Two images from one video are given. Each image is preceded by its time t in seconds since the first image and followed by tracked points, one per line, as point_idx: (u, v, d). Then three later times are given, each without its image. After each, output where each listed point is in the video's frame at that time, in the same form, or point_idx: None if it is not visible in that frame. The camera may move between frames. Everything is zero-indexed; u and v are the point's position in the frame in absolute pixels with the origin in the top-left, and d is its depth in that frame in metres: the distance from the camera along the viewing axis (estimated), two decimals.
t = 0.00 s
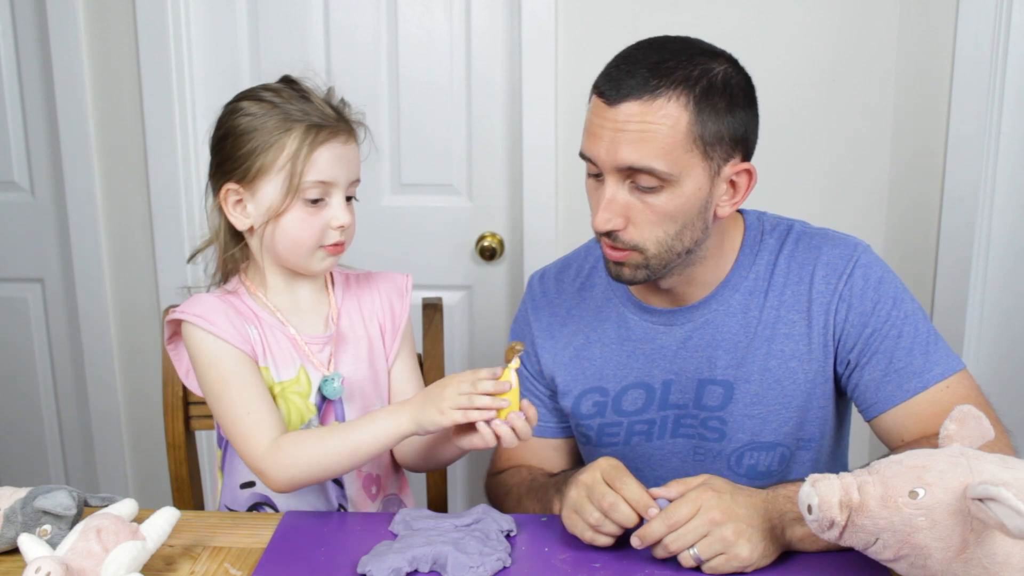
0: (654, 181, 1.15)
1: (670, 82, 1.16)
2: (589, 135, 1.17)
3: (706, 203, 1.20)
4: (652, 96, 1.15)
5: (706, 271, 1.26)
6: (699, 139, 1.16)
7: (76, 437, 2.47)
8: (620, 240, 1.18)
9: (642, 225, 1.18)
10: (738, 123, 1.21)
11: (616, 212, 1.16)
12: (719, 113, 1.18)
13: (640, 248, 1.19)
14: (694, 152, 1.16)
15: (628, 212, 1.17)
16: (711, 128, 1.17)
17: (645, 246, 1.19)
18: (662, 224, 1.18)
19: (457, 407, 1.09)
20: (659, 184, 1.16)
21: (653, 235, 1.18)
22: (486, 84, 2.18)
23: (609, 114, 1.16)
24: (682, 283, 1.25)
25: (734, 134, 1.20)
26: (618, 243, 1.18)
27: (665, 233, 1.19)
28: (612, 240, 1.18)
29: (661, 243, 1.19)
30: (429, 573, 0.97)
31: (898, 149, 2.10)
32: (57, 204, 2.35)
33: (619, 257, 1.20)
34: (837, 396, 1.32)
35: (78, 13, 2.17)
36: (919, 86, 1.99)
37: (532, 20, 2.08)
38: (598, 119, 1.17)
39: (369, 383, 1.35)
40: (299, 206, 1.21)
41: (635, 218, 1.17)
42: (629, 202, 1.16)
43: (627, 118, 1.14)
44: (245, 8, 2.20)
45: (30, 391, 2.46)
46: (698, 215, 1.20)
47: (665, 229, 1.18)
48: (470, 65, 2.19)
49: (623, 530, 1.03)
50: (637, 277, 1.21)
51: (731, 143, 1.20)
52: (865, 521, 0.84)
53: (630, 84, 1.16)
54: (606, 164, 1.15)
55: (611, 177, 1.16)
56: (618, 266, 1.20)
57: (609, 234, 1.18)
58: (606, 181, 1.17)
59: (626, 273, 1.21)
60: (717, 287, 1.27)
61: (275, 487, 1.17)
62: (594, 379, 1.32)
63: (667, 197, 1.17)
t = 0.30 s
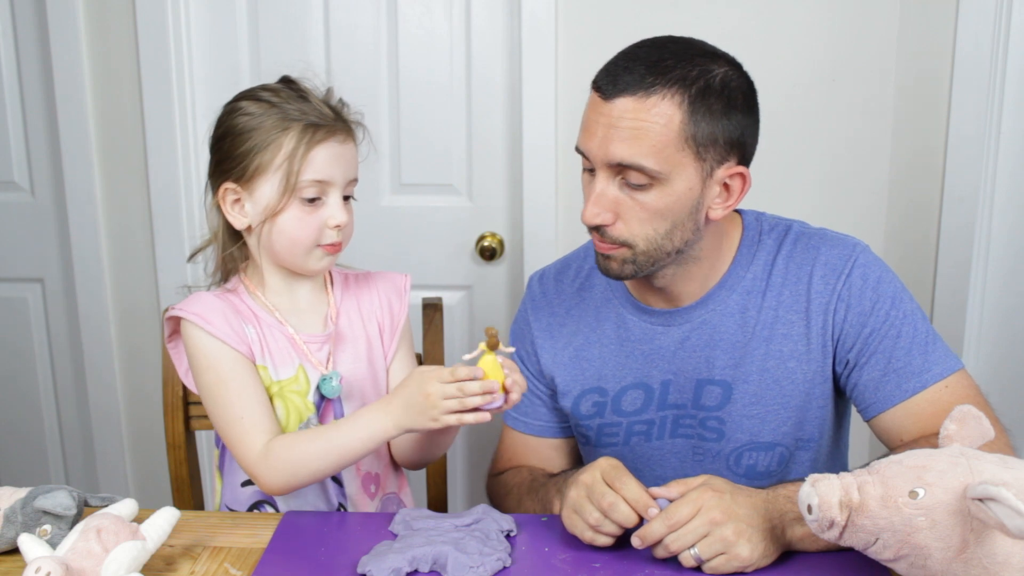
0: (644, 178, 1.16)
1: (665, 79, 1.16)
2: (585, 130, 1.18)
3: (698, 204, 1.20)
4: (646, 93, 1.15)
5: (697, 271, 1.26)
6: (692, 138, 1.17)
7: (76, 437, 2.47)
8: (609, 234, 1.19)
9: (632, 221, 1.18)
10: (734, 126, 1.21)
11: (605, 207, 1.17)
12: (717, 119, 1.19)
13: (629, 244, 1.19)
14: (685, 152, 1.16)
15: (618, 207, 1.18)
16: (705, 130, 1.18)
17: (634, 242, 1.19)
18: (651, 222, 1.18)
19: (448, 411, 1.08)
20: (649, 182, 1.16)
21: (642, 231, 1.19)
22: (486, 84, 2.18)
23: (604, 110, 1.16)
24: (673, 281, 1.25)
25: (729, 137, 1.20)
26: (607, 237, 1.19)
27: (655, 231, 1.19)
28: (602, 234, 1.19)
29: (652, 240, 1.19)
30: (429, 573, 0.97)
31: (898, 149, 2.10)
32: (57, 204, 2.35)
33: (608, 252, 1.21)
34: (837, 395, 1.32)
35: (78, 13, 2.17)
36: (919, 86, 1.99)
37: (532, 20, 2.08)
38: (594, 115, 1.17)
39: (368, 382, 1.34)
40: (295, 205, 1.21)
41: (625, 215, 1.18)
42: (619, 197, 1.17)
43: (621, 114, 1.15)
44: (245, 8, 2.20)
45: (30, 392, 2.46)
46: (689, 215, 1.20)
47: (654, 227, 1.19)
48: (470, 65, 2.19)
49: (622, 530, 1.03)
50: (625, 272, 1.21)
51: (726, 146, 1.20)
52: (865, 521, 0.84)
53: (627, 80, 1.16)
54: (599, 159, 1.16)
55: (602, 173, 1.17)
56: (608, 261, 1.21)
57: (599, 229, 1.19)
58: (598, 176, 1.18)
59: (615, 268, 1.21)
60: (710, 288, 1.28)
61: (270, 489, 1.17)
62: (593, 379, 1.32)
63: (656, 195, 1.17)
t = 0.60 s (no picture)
0: (583, 156, 1.21)
1: (636, 73, 1.18)
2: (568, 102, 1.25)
3: (630, 201, 1.22)
4: (609, 79, 1.19)
5: (645, 262, 1.28)
6: (633, 137, 1.18)
7: (76, 437, 2.47)
8: (556, 199, 1.27)
9: (572, 194, 1.25)
10: (694, 138, 1.17)
11: (553, 173, 1.25)
12: (706, 131, 1.17)
13: (566, 213, 1.26)
14: (623, 145, 1.19)
15: (564, 176, 1.25)
16: (651, 130, 1.17)
17: (571, 213, 1.26)
18: (586, 200, 1.24)
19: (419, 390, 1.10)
20: (586, 161, 1.22)
21: (578, 207, 1.25)
22: (486, 84, 2.18)
23: (581, 84, 1.23)
24: (625, 263, 1.29)
25: (682, 150, 1.18)
26: (556, 202, 1.27)
27: (589, 210, 1.24)
28: (552, 197, 1.28)
29: (585, 219, 1.25)
30: (429, 573, 0.97)
31: (898, 149, 2.10)
32: (57, 204, 2.35)
33: (557, 214, 1.29)
34: (819, 405, 1.30)
35: (78, 13, 2.17)
36: (919, 87, 1.99)
37: (532, 20, 2.08)
38: (574, 89, 1.24)
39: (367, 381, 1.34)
40: (293, 205, 1.21)
41: (568, 185, 1.25)
42: (566, 168, 1.24)
43: (583, 89, 1.21)
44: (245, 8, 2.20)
45: (30, 391, 2.46)
46: (621, 207, 1.23)
47: (589, 207, 1.24)
48: (470, 65, 2.19)
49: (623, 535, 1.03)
50: (568, 238, 1.28)
51: (676, 156, 1.18)
52: (865, 521, 0.84)
53: (602, 72, 1.20)
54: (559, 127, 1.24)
55: (562, 141, 1.25)
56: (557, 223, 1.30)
57: (549, 190, 1.28)
58: (559, 144, 1.26)
59: (560, 231, 1.29)
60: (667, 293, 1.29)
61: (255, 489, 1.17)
62: (574, 357, 1.36)
63: (591, 177, 1.22)
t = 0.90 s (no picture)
0: (579, 169, 1.20)
1: (620, 78, 1.18)
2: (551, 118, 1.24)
3: (634, 205, 1.22)
4: (592, 91, 1.18)
5: (648, 268, 1.27)
6: (628, 141, 1.17)
7: (76, 437, 2.47)
8: (555, 216, 1.26)
9: (571, 208, 1.24)
10: (690, 137, 1.19)
11: (549, 190, 1.24)
12: (695, 126, 1.19)
13: (567, 229, 1.25)
14: (618, 152, 1.18)
15: (560, 192, 1.23)
16: (644, 132, 1.17)
17: (572, 228, 1.24)
18: (587, 212, 1.23)
19: (414, 379, 1.10)
20: (582, 173, 1.20)
21: (579, 220, 1.23)
22: (487, 84, 2.18)
23: (560, 100, 1.22)
24: (630, 270, 1.28)
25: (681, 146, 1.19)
26: (553, 218, 1.26)
27: (591, 222, 1.23)
28: (550, 215, 1.26)
29: (586, 231, 1.24)
30: (429, 573, 0.97)
31: (898, 149, 2.10)
32: (57, 204, 2.35)
33: (556, 231, 1.27)
34: (818, 403, 1.30)
35: (78, 13, 2.17)
36: (920, 87, 1.99)
37: (532, 20, 2.08)
38: (555, 105, 1.23)
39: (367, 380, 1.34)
40: (291, 203, 1.21)
41: (566, 201, 1.24)
42: (562, 183, 1.23)
43: (568, 104, 1.20)
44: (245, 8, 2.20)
45: (30, 391, 2.46)
46: (623, 212, 1.22)
47: (590, 218, 1.23)
48: (470, 65, 2.19)
49: (623, 532, 1.03)
50: (569, 253, 1.27)
51: (675, 153, 1.19)
52: (865, 521, 0.84)
53: (592, 75, 1.19)
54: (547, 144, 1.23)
55: (552, 158, 1.23)
56: (557, 240, 1.28)
57: (547, 210, 1.26)
58: (550, 161, 1.24)
59: (561, 248, 1.28)
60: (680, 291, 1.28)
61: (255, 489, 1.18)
62: (569, 363, 1.35)
63: (589, 188, 1.21)
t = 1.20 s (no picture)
0: (632, 182, 1.16)
1: (658, 84, 1.16)
2: (573, 134, 1.18)
3: (687, 207, 1.20)
4: (635, 98, 1.15)
5: (683, 277, 1.25)
6: (680, 144, 1.16)
7: (76, 437, 2.47)
8: (598, 238, 1.19)
9: (621, 225, 1.18)
10: (724, 129, 1.20)
11: (594, 211, 1.17)
12: (729, 117, 1.21)
13: (619, 247, 1.19)
14: (673, 156, 1.16)
15: (607, 211, 1.18)
16: (694, 134, 1.17)
17: (624, 245, 1.19)
18: (640, 225, 1.18)
19: (402, 386, 1.11)
20: (637, 186, 1.16)
21: (632, 235, 1.19)
22: (487, 84, 2.18)
23: (594, 113, 1.16)
24: (663, 282, 1.25)
25: (718, 140, 1.19)
26: (597, 241, 1.19)
27: (645, 234, 1.19)
28: (592, 237, 1.19)
29: (640, 244, 1.19)
30: (429, 573, 0.97)
31: (898, 149, 2.10)
32: (57, 203, 2.35)
33: (597, 252, 1.20)
34: (826, 400, 1.31)
35: (78, 13, 2.17)
36: (920, 87, 1.99)
37: (532, 20, 2.08)
38: (582, 118, 1.18)
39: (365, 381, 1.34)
40: (293, 203, 1.21)
41: (613, 218, 1.18)
42: (608, 201, 1.17)
43: (612, 118, 1.14)
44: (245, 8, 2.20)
45: (30, 391, 2.46)
46: (678, 219, 1.20)
47: (644, 231, 1.19)
48: (470, 65, 2.19)
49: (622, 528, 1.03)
50: (615, 273, 1.21)
51: (716, 149, 1.20)
52: (865, 521, 0.84)
53: (619, 84, 1.16)
54: (587, 164, 1.16)
55: (591, 176, 1.17)
56: (597, 261, 1.21)
57: (588, 233, 1.19)
58: (587, 180, 1.18)
59: (604, 269, 1.21)
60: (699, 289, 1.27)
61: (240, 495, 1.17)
62: (580, 375, 1.32)
63: (644, 200, 1.17)
